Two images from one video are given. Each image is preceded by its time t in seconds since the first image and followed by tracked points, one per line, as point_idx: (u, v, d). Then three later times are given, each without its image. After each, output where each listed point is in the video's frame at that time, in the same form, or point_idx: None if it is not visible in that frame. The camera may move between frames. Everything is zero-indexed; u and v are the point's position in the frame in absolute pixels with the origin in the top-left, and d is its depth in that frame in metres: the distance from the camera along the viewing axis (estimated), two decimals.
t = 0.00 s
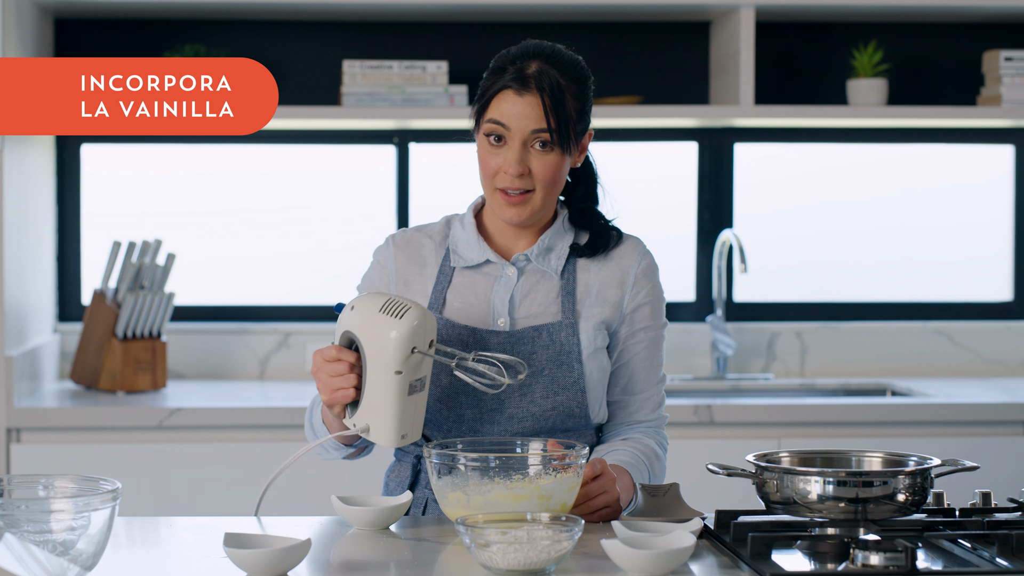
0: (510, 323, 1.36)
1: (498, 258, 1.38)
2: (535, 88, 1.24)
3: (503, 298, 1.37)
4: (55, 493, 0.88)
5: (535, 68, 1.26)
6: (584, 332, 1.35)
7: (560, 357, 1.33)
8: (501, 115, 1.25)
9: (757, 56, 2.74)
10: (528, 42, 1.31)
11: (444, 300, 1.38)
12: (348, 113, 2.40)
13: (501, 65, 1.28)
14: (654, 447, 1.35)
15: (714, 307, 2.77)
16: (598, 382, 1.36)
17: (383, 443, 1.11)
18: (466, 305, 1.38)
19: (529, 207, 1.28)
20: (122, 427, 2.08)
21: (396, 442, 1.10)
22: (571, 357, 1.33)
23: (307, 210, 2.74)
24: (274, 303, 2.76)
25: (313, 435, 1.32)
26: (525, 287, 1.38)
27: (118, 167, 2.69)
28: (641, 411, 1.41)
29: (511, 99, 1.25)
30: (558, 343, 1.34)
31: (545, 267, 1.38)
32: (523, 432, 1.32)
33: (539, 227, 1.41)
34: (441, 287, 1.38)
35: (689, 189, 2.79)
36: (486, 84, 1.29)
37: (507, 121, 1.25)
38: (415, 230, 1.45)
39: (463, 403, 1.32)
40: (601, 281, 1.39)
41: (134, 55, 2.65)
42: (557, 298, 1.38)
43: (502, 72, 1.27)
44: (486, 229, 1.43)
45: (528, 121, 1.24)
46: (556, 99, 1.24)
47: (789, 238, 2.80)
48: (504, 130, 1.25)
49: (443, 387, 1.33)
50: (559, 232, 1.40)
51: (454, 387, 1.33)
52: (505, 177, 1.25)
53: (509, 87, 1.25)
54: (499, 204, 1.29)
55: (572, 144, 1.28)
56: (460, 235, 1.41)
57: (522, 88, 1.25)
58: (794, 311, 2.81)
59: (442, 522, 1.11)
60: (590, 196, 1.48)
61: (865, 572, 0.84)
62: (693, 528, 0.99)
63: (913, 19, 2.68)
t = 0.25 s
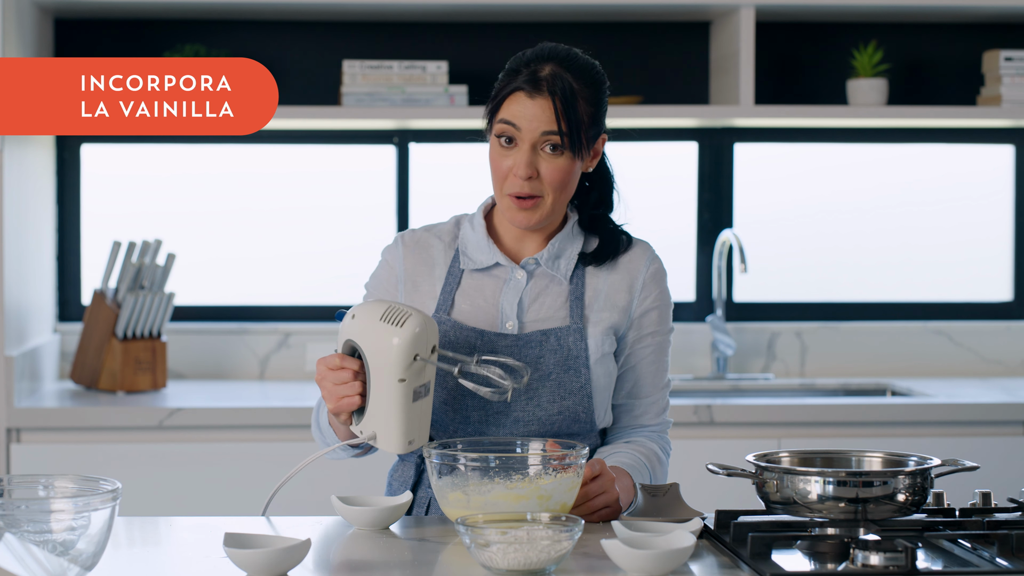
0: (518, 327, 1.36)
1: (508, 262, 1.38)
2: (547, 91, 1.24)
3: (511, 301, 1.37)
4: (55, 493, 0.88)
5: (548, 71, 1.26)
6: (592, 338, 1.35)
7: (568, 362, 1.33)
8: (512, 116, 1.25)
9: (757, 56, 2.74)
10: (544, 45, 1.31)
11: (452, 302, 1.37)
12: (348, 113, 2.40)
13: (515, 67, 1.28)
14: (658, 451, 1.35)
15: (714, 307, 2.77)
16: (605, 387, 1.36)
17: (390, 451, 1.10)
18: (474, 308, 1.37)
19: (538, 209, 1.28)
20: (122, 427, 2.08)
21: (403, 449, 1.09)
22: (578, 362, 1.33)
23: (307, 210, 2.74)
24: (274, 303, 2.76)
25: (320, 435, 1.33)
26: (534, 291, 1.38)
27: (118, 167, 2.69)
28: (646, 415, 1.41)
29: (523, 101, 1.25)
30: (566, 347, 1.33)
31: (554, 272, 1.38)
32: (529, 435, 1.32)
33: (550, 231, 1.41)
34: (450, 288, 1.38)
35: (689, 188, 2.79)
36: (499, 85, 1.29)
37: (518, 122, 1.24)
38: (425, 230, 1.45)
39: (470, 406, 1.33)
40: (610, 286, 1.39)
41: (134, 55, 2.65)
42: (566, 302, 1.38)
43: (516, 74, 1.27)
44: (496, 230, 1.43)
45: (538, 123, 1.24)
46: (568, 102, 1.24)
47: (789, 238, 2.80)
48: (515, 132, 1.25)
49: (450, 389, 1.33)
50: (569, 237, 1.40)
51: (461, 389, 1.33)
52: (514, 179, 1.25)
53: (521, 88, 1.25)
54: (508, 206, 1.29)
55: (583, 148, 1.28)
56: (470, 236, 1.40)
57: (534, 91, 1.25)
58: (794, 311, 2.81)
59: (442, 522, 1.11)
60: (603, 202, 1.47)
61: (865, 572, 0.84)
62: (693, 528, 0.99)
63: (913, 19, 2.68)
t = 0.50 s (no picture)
0: (522, 329, 1.36)
1: (512, 263, 1.38)
2: (548, 96, 1.24)
3: (515, 304, 1.36)
4: (55, 493, 0.88)
5: (549, 76, 1.26)
6: (595, 340, 1.35)
7: (571, 365, 1.33)
8: (513, 122, 1.25)
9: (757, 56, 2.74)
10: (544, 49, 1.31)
11: (456, 304, 1.38)
12: (348, 113, 2.40)
13: (516, 72, 1.28)
14: (659, 452, 1.35)
15: (714, 307, 2.77)
16: (607, 389, 1.36)
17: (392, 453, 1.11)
18: (478, 310, 1.37)
19: (540, 214, 1.28)
20: (123, 427, 2.08)
21: (406, 451, 1.09)
22: (582, 364, 1.33)
23: (307, 210, 2.74)
24: (274, 303, 2.76)
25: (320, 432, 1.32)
26: (538, 293, 1.38)
27: (118, 167, 2.69)
28: (648, 416, 1.42)
29: (524, 107, 1.24)
30: (569, 350, 1.34)
31: (558, 274, 1.38)
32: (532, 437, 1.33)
33: (554, 234, 1.41)
34: (454, 290, 1.38)
35: (689, 188, 2.79)
36: (501, 89, 1.29)
37: (519, 128, 1.24)
38: (429, 230, 1.45)
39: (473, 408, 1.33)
40: (613, 288, 1.39)
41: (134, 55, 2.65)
42: (569, 305, 1.38)
43: (517, 79, 1.27)
44: (499, 231, 1.42)
45: (539, 129, 1.24)
46: (569, 108, 1.24)
47: (789, 238, 2.80)
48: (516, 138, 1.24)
49: (453, 392, 1.33)
50: (572, 240, 1.40)
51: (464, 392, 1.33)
52: (516, 185, 1.25)
53: (522, 94, 1.25)
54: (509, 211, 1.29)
55: (584, 153, 1.28)
56: (474, 238, 1.40)
57: (535, 97, 1.24)
58: (794, 311, 2.81)
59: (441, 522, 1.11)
60: (609, 205, 1.48)
61: (866, 572, 0.84)
62: (693, 528, 0.99)
63: (913, 19, 2.68)
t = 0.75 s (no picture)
0: (519, 330, 1.36)
1: (509, 264, 1.38)
2: (541, 98, 1.24)
3: (512, 305, 1.36)
4: (55, 493, 0.88)
5: (542, 77, 1.26)
6: (593, 340, 1.35)
7: (569, 365, 1.33)
8: (507, 125, 1.25)
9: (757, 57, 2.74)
10: (537, 50, 1.31)
11: (453, 305, 1.37)
12: (348, 113, 2.40)
13: (509, 73, 1.28)
14: (658, 451, 1.35)
15: (714, 307, 2.77)
16: (605, 389, 1.37)
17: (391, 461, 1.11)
18: (476, 311, 1.37)
19: (535, 215, 1.28)
20: (123, 427, 2.08)
21: (406, 460, 1.10)
22: (579, 365, 1.33)
23: (307, 210, 2.74)
24: (273, 303, 2.76)
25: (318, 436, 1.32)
26: (536, 294, 1.38)
27: (118, 167, 2.69)
28: (646, 414, 1.42)
29: (517, 109, 1.24)
30: (567, 351, 1.34)
31: (555, 273, 1.38)
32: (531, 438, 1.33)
33: (550, 234, 1.41)
34: (451, 291, 1.38)
35: (689, 188, 2.79)
36: (494, 90, 1.28)
37: (512, 131, 1.24)
38: (425, 231, 1.44)
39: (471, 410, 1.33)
40: (611, 287, 1.39)
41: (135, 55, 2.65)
42: (567, 305, 1.38)
43: (510, 80, 1.27)
44: (496, 232, 1.42)
45: (533, 131, 1.24)
46: (561, 109, 1.24)
47: (789, 238, 2.80)
48: (510, 141, 1.24)
49: (451, 394, 1.33)
50: (570, 241, 1.40)
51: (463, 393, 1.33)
52: (511, 187, 1.26)
53: (515, 96, 1.25)
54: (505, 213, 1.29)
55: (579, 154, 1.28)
56: (471, 238, 1.40)
57: (528, 98, 1.24)
58: (794, 311, 2.81)
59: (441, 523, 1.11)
60: (605, 204, 1.46)
61: (865, 572, 0.84)
62: (693, 528, 0.99)
63: (913, 19, 2.68)
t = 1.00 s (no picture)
0: (516, 329, 1.36)
1: (505, 264, 1.38)
2: (537, 97, 1.24)
3: (509, 304, 1.36)
4: (55, 493, 0.88)
5: (537, 76, 1.26)
6: (590, 339, 1.36)
7: (566, 364, 1.33)
8: (503, 125, 1.25)
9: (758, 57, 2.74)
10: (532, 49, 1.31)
11: (449, 305, 1.37)
12: (348, 113, 2.40)
13: (505, 72, 1.28)
14: (655, 450, 1.35)
15: (714, 307, 2.77)
16: (602, 388, 1.37)
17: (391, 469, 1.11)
18: (472, 311, 1.37)
19: (532, 216, 1.28)
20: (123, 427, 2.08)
21: (407, 467, 1.10)
22: (576, 364, 1.34)
23: (307, 210, 2.74)
24: (273, 303, 2.76)
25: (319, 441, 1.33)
26: (532, 293, 1.38)
27: (118, 167, 2.69)
28: (643, 413, 1.42)
29: (513, 109, 1.24)
30: (563, 350, 1.34)
31: (552, 272, 1.38)
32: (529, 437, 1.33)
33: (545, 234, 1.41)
34: (447, 291, 1.38)
35: (689, 188, 2.79)
36: (490, 90, 1.28)
37: (508, 130, 1.24)
38: (421, 231, 1.44)
39: (468, 410, 1.33)
40: (607, 287, 1.39)
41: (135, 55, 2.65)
42: (563, 304, 1.38)
43: (506, 80, 1.27)
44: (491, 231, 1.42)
45: (529, 130, 1.23)
46: (557, 108, 1.24)
47: (789, 238, 2.80)
48: (506, 141, 1.24)
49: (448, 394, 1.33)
50: (566, 240, 1.40)
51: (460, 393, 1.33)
52: (507, 186, 1.26)
53: (511, 95, 1.25)
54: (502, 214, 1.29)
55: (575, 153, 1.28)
56: (466, 239, 1.40)
57: (524, 98, 1.24)
58: (794, 311, 2.81)
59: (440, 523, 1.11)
60: (601, 204, 1.46)
61: (865, 572, 0.84)
62: (693, 528, 0.99)
63: (913, 19, 2.68)
